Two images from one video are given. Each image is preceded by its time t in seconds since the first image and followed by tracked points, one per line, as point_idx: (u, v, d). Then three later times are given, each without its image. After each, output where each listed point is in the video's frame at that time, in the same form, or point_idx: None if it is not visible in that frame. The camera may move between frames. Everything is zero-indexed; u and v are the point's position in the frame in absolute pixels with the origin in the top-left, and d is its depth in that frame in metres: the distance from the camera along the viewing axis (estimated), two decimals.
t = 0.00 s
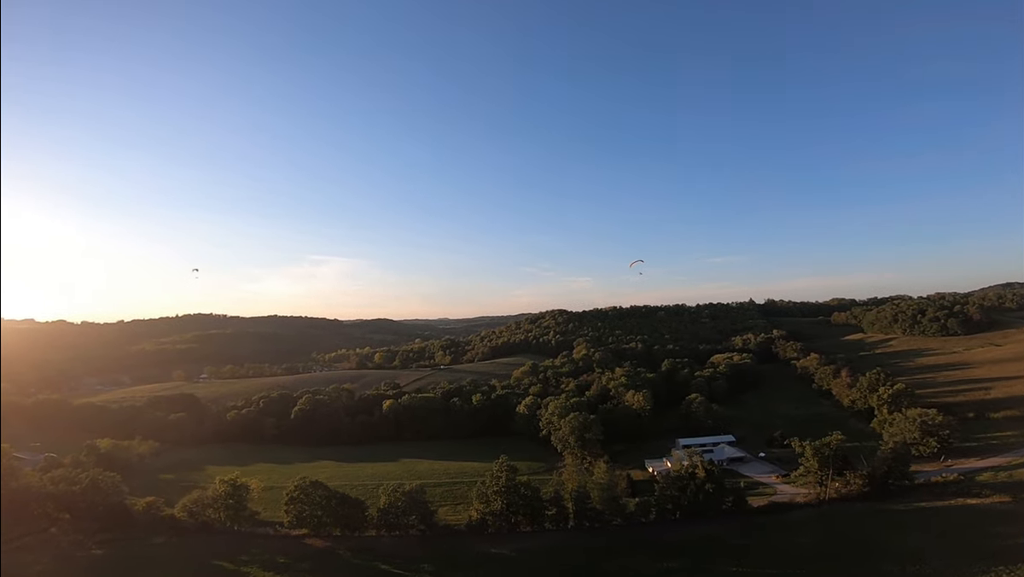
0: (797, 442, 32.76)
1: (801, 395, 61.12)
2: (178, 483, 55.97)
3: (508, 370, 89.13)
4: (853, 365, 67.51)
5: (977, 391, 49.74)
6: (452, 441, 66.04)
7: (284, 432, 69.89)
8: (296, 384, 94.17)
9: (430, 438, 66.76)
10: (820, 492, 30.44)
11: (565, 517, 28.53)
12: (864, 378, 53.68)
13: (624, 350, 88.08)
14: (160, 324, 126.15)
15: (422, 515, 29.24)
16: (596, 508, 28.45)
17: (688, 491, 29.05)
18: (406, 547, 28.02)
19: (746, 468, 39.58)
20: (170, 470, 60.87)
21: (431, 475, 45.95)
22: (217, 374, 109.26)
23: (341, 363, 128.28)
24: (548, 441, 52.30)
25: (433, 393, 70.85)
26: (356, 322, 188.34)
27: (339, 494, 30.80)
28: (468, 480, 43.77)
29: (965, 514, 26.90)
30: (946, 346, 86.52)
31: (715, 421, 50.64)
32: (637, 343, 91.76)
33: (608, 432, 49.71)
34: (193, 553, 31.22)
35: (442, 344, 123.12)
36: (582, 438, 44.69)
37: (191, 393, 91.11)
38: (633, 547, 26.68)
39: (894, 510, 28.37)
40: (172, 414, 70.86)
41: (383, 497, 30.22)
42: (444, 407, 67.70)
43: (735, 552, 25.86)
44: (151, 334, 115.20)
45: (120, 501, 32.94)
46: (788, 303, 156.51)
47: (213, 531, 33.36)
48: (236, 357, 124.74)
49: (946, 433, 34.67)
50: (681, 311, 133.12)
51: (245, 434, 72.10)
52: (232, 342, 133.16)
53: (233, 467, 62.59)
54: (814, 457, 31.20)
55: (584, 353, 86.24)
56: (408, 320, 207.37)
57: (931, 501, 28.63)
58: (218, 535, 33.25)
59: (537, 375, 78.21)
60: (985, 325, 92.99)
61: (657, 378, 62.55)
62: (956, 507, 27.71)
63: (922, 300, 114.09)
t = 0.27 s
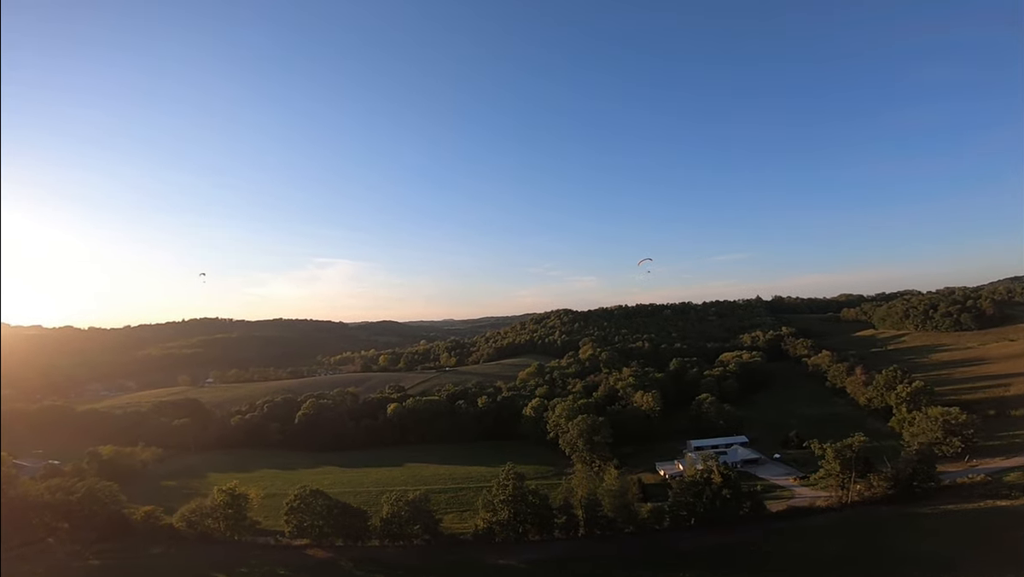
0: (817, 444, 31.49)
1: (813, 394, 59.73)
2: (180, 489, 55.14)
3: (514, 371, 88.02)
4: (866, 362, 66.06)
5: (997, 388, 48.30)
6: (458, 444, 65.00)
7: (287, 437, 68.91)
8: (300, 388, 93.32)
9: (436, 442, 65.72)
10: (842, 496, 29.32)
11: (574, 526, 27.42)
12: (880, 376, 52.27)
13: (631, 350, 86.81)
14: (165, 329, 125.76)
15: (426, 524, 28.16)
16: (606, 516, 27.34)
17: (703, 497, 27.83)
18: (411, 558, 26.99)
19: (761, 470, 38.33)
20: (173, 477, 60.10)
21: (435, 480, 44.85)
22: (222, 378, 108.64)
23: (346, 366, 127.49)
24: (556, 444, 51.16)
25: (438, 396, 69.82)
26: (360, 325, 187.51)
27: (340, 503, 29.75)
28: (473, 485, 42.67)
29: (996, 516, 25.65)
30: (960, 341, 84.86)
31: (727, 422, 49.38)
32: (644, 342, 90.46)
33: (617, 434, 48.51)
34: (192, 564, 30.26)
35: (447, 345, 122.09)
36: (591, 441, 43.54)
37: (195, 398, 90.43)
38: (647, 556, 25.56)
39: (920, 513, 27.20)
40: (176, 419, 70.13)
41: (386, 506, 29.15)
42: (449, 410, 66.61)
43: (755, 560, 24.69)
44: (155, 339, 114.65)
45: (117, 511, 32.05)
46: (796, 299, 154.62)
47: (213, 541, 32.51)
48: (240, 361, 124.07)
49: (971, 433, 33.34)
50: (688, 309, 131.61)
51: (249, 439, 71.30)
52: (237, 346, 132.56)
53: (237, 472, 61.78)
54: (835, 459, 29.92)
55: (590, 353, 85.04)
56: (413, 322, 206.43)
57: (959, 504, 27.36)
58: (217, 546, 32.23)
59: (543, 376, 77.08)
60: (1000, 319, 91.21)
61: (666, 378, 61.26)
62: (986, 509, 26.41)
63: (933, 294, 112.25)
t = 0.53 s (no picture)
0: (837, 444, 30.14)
1: (826, 391, 58.42)
2: (184, 495, 54.38)
3: (520, 370, 86.97)
4: (879, 358, 64.69)
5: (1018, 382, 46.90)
6: (464, 446, 64.03)
7: (291, 441, 68.03)
8: (305, 390, 92.55)
9: (442, 444, 64.78)
10: (865, 498, 28.34)
11: (584, 532, 26.28)
12: (896, 372, 50.88)
13: (638, 347, 85.63)
14: (169, 332, 125.34)
15: (432, 531, 27.16)
16: (618, 523, 26.24)
17: (720, 502, 26.73)
18: (416, 569, 25.99)
19: (777, 470, 37.21)
20: (178, 482, 59.38)
21: (440, 484, 43.78)
22: (227, 381, 108.10)
23: (351, 367, 126.76)
24: (564, 445, 50.14)
25: (443, 397, 68.88)
26: (365, 325, 186.85)
27: (343, 511, 28.77)
28: (479, 488, 41.64)
29: None
30: (974, 334, 83.28)
31: (739, 421, 48.17)
32: (651, 339, 89.26)
33: (626, 434, 47.40)
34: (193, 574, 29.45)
35: (452, 345, 121.21)
36: (600, 442, 42.47)
37: (200, 401, 89.86)
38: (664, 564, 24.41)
39: (948, 515, 26.06)
40: (181, 423, 69.44)
41: (390, 513, 28.21)
42: (454, 411, 65.67)
43: (776, 566, 23.61)
44: (160, 343, 114.43)
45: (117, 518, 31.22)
46: (804, 293, 152.78)
47: (214, 550, 31.66)
48: (245, 363, 123.57)
49: (997, 431, 32.03)
50: (695, 305, 130.16)
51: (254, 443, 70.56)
52: (242, 348, 132.11)
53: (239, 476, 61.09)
54: (858, 460, 28.55)
55: (596, 351, 83.87)
56: (418, 322, 205.66)
57: (989, 506, 26.18)
58: (218, 555, 31.39)
59: (549, 375, 76.01)
60: (1014, 312, 89.56)
61: (675, 375, 60.06)
62: (1018, 510, 25.18)
63: (945, 287, 110.47)
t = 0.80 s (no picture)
0: (857, 446, 28.83)
1: (837, 389, 57.18)
2: (184, 500, 53.64)
3: (524, 369, 85.93)
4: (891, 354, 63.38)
5: None
6: (468, 447, 63.11)
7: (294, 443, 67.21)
8: (307, 391, 91.77)
9: (445, 446, 63.85)
10: (887, 501, 27.25)
11: (592, 541, 25.32)
12: (910, 369, 49.61)
13: (643, 345, 84.47)
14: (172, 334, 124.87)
15: (434, 540, 26.17)
16: (628, 530, 25.31)
17: (735, 508, 25.68)
18: None
19: (791, 472, 36.10)
20: (179, 486, 58.65)
21: (441, 489, 42.70)
22: (230, 383, 107.46)
23: (355, 367, 126.00)
24: (570, 447, 49.14)
25: (447, 398, 67.93)
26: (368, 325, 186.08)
27: (343, 519, 27.80)
28: (481, 493, 40.57)
29: None
30: (987, 329, 81.71)
31: (750, 421, 47.04)
32: (657, 337, 88.04)
33: (634, 435, 46.35)
34: None
35: (456, 345, 120.25)
36: (607, 443, 41.43)
37: (202, 404, 89.21)
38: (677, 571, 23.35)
39: (975, 519, 24.91)
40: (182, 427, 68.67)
41: (391, 521, 27.22)
42: (458, 412, 64.71)
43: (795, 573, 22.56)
44: (162, 345, 113.93)
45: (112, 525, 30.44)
46: (811, 289, 151.06)
47: (211, 559, 30.71)
48: (248, 365, 122.95)
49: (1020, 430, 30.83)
50: (700, 302, 128.80)
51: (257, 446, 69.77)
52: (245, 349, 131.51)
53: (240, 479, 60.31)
54: (880, 463, 27.25)
55: (601, 349, 82.76)
56: (421, 321, 204.80)
57: (1018, 509, 25.09)
58: (214, 564, 30.47)
59: (554, 374, 74.97)
60: None
61: (682, 374, 58.92)
62: None
63: (955, 282, 108.71)
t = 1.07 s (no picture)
0: (878, 448, 27.76)
1: (849, 386, 55.94)
2: (185, 505, 52.90)
3: (529, 370, 84.91)
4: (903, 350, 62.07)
5: None
6: (473, 449, 62.14)
7: (296, 447, 66.36)
8: (310, 394, 90.97)
9: (449, 448, 62.89)
10: (910, 505, 26.04)
11: (603, 550, 24.22)
12: (926, 366, 48.44)
13: (649, 343, 83.30)
14: (175, 338, 124.34)
15: (436, 551, 25.13)
16: (640, 538, 24.25)
17: (753, 515, 24.65)
18: None
19: (806, 473, 35.02)
20: (181, 491, 57.91)
21: (445, 494, 41.67)
22: (234, 386, 106.84)
23: (358, 369, 125.24)
24: (577, 448, 48.13)
25: (451, 400, 67.00)
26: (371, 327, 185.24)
27: (342, 529, 26.81)
28: (487, 498, 39.51)
29: None
30: (999, 324, 80.16)
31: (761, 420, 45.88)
32: (663, 335, 86.88)
33: (642, 436, 45.28)
34: None
35: (459, 345, 119.27)
36: (615, 446, 40.43)
37: (205, 408, 88.56)
38: None
39: (1006, 523, 23.89)
40: (185, 431, 67.86)
41: (392, 532, 26.17)
42: (462, 414, 63.74)
43: None
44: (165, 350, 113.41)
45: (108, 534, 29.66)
46: (817, 285, 149.34)
47: (207, 570, 29.70)
48: (251, 368, 122.31)
49: None
50: (706, 299, 127.41)
51: (260, 451, 69.03)
52: (248, 351, 130.95)
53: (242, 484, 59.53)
54: (904, 465, 26.17)
55: (607, 348, 81.62)
56: (424, 321, 203.89)
57: None
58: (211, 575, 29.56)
59: (559, 374, 73.92)
60: None
61: (690, 373, 57.75)
62: None
63: (965, 275, 107.00)
